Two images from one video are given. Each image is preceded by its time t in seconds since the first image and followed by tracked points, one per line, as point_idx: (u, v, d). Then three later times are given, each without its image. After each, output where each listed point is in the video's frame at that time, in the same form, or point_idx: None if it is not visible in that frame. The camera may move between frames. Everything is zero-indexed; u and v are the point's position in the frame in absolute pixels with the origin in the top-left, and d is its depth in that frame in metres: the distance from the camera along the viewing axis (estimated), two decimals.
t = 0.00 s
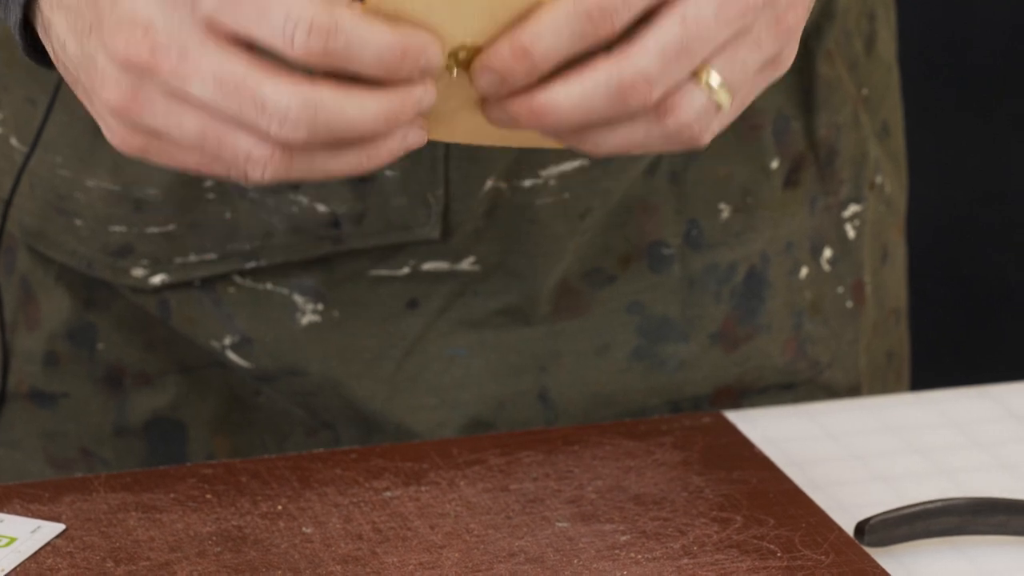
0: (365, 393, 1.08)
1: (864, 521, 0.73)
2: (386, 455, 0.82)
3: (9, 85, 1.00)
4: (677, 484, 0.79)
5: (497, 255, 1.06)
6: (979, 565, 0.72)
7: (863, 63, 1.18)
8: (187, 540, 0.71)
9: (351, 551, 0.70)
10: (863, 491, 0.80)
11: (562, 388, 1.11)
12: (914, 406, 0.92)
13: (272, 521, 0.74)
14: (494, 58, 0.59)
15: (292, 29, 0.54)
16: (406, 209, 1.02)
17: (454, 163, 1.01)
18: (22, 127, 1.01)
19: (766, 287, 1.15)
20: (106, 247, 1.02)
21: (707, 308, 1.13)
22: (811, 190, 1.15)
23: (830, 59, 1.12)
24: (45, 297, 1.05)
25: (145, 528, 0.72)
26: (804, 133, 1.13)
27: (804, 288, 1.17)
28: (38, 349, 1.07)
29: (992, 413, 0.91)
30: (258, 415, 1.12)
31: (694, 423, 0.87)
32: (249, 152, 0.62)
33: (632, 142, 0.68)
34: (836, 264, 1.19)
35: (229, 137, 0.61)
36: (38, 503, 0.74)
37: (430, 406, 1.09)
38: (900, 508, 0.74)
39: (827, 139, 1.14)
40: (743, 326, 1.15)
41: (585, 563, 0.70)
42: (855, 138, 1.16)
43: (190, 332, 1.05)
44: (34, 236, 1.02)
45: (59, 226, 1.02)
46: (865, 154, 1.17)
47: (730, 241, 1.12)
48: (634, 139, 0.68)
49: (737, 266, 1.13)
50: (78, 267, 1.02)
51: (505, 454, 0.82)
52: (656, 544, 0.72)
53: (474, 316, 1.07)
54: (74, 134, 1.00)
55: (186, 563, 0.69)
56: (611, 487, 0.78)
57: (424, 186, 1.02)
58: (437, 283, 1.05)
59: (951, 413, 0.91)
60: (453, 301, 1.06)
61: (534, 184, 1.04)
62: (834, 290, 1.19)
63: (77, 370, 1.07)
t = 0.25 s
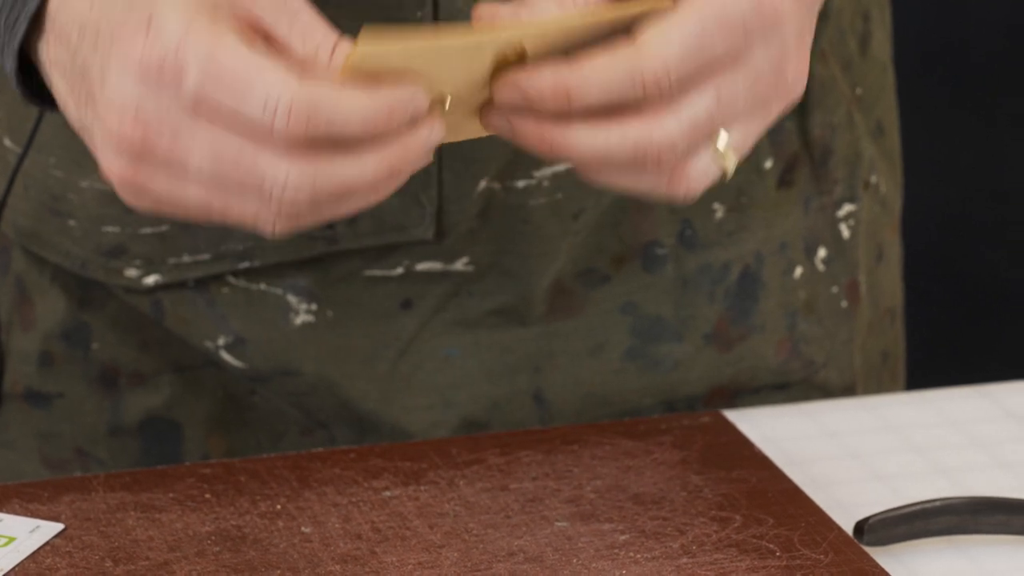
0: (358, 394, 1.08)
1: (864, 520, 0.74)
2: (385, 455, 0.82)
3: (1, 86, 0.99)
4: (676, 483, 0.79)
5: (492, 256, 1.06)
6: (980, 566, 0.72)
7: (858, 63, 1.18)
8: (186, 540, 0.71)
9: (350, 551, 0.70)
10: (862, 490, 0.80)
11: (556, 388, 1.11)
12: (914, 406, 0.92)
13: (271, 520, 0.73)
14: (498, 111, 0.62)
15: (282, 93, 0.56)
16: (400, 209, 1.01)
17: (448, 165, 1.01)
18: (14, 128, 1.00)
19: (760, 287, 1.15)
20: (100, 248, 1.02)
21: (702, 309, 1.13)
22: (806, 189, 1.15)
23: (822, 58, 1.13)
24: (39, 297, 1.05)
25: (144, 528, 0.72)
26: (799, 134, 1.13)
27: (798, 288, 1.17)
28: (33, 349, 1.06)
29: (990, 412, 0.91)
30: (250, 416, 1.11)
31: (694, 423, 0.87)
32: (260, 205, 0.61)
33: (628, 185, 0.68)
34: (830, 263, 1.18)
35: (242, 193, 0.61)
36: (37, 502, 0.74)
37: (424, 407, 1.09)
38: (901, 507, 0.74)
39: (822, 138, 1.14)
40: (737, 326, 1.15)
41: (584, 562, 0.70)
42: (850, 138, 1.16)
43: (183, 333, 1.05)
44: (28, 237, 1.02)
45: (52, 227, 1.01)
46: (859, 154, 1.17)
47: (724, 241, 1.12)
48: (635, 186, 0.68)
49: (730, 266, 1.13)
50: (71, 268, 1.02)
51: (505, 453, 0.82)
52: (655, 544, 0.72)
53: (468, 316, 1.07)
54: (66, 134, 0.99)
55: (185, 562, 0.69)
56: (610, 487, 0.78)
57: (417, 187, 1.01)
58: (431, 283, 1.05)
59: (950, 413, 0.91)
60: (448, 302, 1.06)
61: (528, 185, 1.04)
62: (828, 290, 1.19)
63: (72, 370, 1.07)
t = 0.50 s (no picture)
0: (354, 394, 1.08)
1: (863, 519, 0.74)
2: (384, 454, 0.82)
3: None
4: (675, 482, 0.79)
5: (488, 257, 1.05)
6: (981, 566, 0.72)
7: (853, 64, 1.19)
8: (185, 539, 0.71)
9: (348, 550, 0.70)
10: (862, 489, 0.80)
11: (553, 389, 1.11)
12: (913, 404, 0.92)
13: (271, 520, 0.73)
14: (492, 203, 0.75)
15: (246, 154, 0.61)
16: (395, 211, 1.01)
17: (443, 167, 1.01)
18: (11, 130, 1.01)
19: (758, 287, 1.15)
20: (96, 250, 1.02)
21: (699, 310, 1.13)
22: (801, 189, 1.15)
23: (819, 58, 1.13)
24: (37, 298, 1.05)
25: (144, 527, 0.72)
26: (794, 136, 1.14)
27: (796, 288, 1.17)
28: (30, 350, 1.06)
29: (987, 411, 0.91)
30: (247, 416, 1.11)
31: (694, 422, 0.87)
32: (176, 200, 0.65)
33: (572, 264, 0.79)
34: (827, 264, 1.18)
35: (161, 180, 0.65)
36: (37, 501, 0.74)
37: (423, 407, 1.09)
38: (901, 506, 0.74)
39: (817, 137, 1.14)
40: (734, 326, 1.15)
41: (583, 561, 0.70)
42: (846, 138, 1.16)
43: (179, 334, 1.05)
44: (25, 239, 1.02)
45: (49, 229, 1.01)
46: (856, 152, 1.17)
47: (720, 241, 1.12)
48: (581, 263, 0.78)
49: (727, 265, 1.12)
50: (68, 270, 1.02)
51: (504, 452, 0.82)
52: (654, 543, 0.72)
53: (465, 317, 1.07)
54: (63, 137, 1.00)
55: (185, 562, 0.69)
56: (609, 486, 0.78)
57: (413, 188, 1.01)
58: (427, 284, 1.05)
59: (950, 411, 0.91)
60: (444, 303, 1.06)
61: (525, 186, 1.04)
62: (825, 290, 1.19)
63: (70, 371, 1.07)
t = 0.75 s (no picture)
0: (353, 395, 1.08)
1: (864, 518, 0.74)
2: (384, 453, 0.82)
3: None
4: (676, 481, 0.79)
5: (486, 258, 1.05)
6: (983, 564, 0.72)
7: (854, 64, 1.19)
8: (186, 537, 0.71)
9: (350, 549, 0.70)
10: (862, 488, 0.80)
11: (552, 390, 1.11)
12: (913, 403, 0.92)
13: (272, 518, 0.73)
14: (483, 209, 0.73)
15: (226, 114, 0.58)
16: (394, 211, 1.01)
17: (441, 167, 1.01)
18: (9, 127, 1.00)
19: (757, 288, 1.15)
20: (94, 249, 1.01)
21: (698, 311, 1.13)
22: (801, 191, 1.15)
23: (820, 60, 1.13)
24: (35, 297, 1.05)
25: (144, 526, 0.72)
26: (794, 136, 1.13)
27: (795, 289, 1.17)
28: (29, 348, 1.06)
29: (988, 410, 0.91)
30: (245, 416, 1.11)
31: (694, 421, 0.87)
32: (120, 135, 0.62)
33: (563, 273, 0.77)
34: (826, 265, 1.18)
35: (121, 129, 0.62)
36: (37, 500, 0.74)
37: (423, 407, 1.09)
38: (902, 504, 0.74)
39: (817, 139, 1.14)
40: (734, 327, 1.15)
41: (584, 560, 0.70)
42: (846, 139, 1.17)
43: (178, 333, 1.05)
44: (22, 238, 1.02)
45: (46, 228, 1.01)
46: (856, 155, 1.18)
47: (720, 242, 1.12)
48: (571, 271, 0.76)
49: (726, 266, 1.13)
50: (66, 269, 1.02)
51: (505, 451, 0.82)
52: (656, 541, 0.72)
53: (464, 317, 1.07)
54: (60, 135, 1.00)
55: (185, 560, 0.68)
56: (610, 484, 0.78)
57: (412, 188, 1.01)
58: (424, 284, 1.05)
59: (951, 410, 0.91)
60: (443, 304, 1.06)
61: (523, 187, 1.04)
62: (824, 291, 1.19)
63: (68, 370, 1.07)
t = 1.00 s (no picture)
0: (355, 397, 1.08)
1: (866, 519, 0.74)
2: (386, 454, 0.82)
3: None
4: (678, 482, 0.79)
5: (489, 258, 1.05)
6: (984, 564, 0.72)
7: (855, 66, 1.19)
8: (188, 539, 0.71)
9: (351, 550, 0.70)
10: (863, 489, 0.80)
11: (553, 391, 1.11)
12: (916, 405, 0.92)
13: (274, 519, 0.73)
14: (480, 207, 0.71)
15: (250, 128, 0.59)
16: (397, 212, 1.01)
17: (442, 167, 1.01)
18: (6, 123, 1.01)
19: (758, 289, 1.15)
20: (95, 248, 1.01)
21: (700, 312, 1.13)
22: (803, 193, 1.15)
23: (822, 62, 1.13)
24: (36, 296, 1.05)
25: (146, 527, 0.72)
26: (795, 136, 1.13)
27: (797, 291, 1.17)
28: (30, 347, 1.06)
29: (991, 412, 0.91)
30: (246, 416, 1.11)
31: (696, 422, 0.87)
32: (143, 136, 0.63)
33: (563, 278, 0.76)
34: (828, 267, 1.18)
35: (143, 131, 0.63)
36: (38, 501, 0.74)
37: (425, 408, 1.09)
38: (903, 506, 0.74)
39: (819, 141, 1.14)
40: (735, 329, 1.15)
41: (586, 562, 0.70)
42: (847, 141, 1.16)
43: (179, 333, 1.05)
44: (23, 236, 1.02)
45: (48, 227, 1.01)
46: (858, 157, 1.18)
47: (721, 244, 1.12)
48: (570, 271, 0.75)
49: (728, 268, 1.13)
50: (68, 268, 1.02)
51: (506, 452, 0.82)
52: (657, 543, 0.71)
53: (466, 319, 1.07)
54: (60, 133, 0.99)
55: (187, 562, 0.68)
56: (612, 486, 0.78)
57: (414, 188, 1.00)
58: (426, 285, 1.05)
59: (954, 412, 0.91)
60: (445, 304, 1.06)
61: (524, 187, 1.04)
62: (826, 293, 1.19)
63: (69, 370, 1.07)
